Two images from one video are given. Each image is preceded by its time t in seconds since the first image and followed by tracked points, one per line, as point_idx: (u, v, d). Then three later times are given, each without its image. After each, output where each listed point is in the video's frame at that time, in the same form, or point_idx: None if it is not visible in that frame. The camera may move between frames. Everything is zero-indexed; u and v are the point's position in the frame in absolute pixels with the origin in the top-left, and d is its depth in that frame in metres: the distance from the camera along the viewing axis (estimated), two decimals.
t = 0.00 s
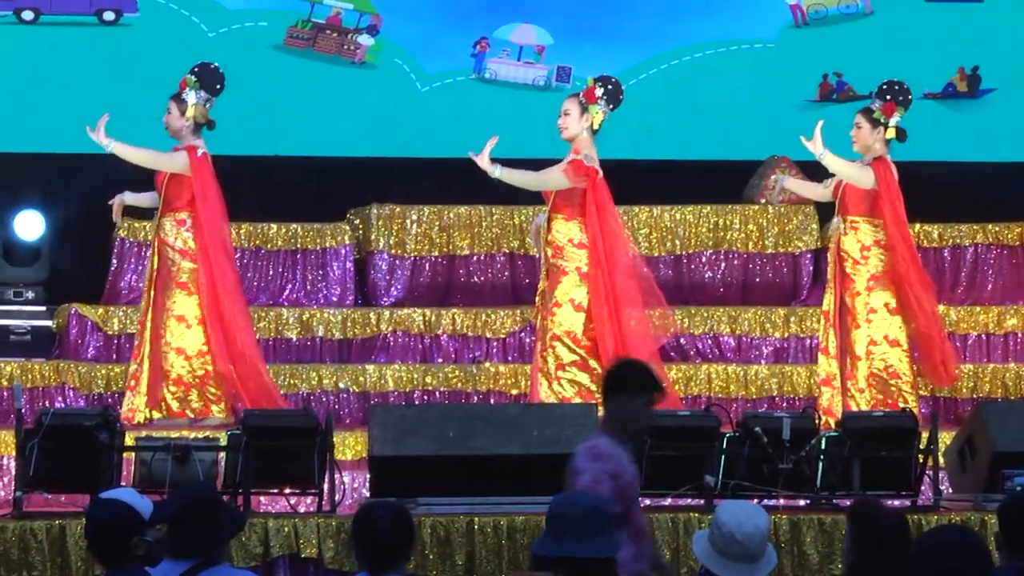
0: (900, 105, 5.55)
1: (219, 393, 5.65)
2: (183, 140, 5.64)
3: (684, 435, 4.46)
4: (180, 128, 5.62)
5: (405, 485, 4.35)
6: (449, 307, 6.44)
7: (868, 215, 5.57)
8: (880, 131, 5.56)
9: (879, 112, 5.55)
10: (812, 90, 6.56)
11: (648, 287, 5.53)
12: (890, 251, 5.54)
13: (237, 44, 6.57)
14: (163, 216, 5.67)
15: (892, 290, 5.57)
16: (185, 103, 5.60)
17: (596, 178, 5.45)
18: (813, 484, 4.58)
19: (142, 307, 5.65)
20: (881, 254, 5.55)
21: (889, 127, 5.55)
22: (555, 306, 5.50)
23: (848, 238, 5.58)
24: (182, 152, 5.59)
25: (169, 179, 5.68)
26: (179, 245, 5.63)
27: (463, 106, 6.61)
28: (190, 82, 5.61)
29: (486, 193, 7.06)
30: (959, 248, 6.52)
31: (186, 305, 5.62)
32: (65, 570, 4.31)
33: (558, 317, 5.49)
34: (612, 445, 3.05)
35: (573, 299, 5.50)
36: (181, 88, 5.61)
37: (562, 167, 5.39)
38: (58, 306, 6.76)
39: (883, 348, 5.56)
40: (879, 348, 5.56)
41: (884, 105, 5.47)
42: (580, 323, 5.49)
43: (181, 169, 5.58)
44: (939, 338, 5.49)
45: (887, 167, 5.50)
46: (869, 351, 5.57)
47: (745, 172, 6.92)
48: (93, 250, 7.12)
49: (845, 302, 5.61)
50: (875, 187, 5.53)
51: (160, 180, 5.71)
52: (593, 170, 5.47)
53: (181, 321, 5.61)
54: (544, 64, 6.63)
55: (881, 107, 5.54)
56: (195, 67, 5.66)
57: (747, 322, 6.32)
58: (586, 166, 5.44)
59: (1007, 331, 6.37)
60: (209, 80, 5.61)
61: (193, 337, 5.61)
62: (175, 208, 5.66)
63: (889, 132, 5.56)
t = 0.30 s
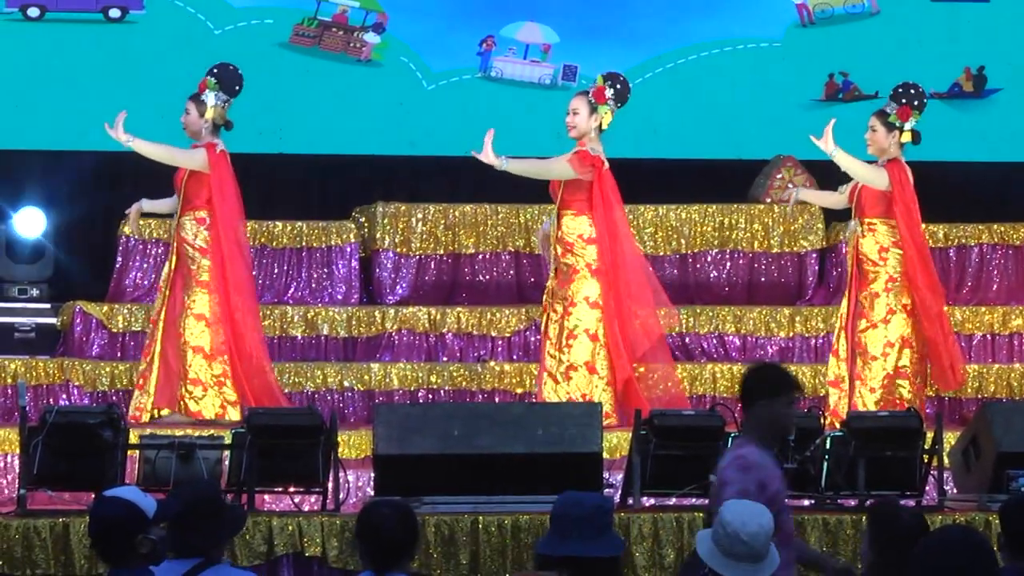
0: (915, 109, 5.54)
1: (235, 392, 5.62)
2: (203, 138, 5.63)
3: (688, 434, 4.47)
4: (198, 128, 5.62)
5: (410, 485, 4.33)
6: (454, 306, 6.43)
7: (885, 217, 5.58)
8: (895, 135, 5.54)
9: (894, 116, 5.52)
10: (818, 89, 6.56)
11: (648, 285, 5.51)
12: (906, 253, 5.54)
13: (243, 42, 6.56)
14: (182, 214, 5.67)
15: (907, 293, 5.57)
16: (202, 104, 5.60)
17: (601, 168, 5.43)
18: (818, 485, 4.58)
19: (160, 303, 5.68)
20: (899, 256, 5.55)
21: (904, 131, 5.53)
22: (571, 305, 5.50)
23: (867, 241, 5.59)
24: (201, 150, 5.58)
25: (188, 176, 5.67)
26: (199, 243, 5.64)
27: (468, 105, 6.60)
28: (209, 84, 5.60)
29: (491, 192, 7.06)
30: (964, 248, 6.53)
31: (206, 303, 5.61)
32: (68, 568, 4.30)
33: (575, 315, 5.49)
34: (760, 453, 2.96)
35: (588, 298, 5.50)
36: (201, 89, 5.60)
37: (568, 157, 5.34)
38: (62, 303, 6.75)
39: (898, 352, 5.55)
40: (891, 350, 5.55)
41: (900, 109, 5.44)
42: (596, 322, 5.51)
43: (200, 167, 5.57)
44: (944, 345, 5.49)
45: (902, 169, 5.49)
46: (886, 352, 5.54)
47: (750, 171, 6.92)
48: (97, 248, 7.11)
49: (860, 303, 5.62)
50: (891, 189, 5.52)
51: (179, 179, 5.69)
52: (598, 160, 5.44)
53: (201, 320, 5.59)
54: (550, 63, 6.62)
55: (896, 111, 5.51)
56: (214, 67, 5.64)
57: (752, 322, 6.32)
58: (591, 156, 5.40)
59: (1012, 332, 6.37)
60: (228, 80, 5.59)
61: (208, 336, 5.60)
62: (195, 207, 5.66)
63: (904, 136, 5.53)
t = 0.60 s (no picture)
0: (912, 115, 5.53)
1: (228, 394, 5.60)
2: (204, 142, 5.65)
3: (679, 436, 4.47)
4: (200, 133, 5.63)
5: (400, 486, 4.34)
6: (446, 307, 6.43)
7: (880, 221, 5.58)
8: (892, 141, 5.57)
9: (890, 122, 5.52)
10: (810, 93, 6.55)
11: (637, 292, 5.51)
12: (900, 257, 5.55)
13: (236, 42, 6.56)
14: (181, 216, 5.69)
15: (901, 298, 5.58)
16: (205, 108, 5.60)
17: (595, 170, 5.45)
18: (807, 488, 4.56)
19: (157, 306, 5.68)
20: (893, 260, 5.57)
21: (900, 137, 5.55)
22: (564, 309, 5.50)
23: (862, 245, 5.59)
24: (201, 154, 5.58)
25: (187, 180, 5.69)
26: (196, 246, 5.65)
27: (461, 106, 6.61)
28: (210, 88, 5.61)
29: (483, 194, 7.06)
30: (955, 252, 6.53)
31: (201, 306, 5.63)
32: (57, 568, 4.26)
33: (567, 320, 5.49)
34: (879, 453, 3.27)
35: (579, 300, 5.50)
36: (202, 94, 5.60)
37: (562, 158, 5.38)
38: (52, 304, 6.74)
39: (891, 355, 5.56)
40: (884, 353, 5.56)
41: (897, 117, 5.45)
42: (586, 325, 5.49)
43: (200, 171, 5.57)
44: (942, 342, 5.51)
45: (898, 174, 5.54)
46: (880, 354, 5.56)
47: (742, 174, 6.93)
48: (88, 249, 7.11)
49: (853, 307, 5.63)
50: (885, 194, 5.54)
51: (179, 182, 5.71)
52: (592, 161, 5.46)
53: (195, 322, 5.61)
54: (542, 65, 6.61)
55: (893, 118, 5.52)
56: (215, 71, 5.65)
57: (742, 324, 6.32)
58: (585, 156, 5.44)
59: (1003, 335, 6.38)
60: (229, 84, 5.62)
61: (201, 338, 5.61)
62: (193, 209, 5.68)
63: (900, 141, 5.56)
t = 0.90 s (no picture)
0: (898, 119, 5.57)
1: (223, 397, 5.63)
2: (192, 142, 5.66)
3: (670, 444, 4.48)
4: (191, 132, 5.63)
5: (393, 493, 4.37)
6: (438, 315, 6.45)
7: (864, 227, 5.60)
8: (876, 144, 5.58)
9: (875, 125, 5.56)
10: (802, 101, 6.59)
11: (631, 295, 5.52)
12: (885, 262, 5.56)
13: (230, 49, 6.58)
14: (171, 218, 5.70)
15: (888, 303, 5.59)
16: (197, 107, 5.61)
17: (584, 175, 5.45)
18: (799, 496, 4.60)
19: (151, 308, 5.69)
20: (877, 266, 5.58)
21: (886, 141, 5.57)
22: (553, 315, 5.53)
23: (845, 250, 5.61)
24: (191, 155, 5.61)
25: (178, 181, 5.70)
26: (186, 248, 5.66)
27: (454, 114, 6.63)
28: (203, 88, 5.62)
29: (476, 201, 7.10)
30: (946, 261, 6.55)
31: (195, 308, 5.63)
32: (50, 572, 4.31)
33: (558, 327, 5.52)
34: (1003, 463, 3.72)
35: (569, 307, 5.53)
36: (194, 92, 5.61)
37: (550, 163, 5.39)
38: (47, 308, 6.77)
39: (879, 362, 5.58)
40: (871, 361, 5.59)
41: (882, 119, 5.49)
42: (577, 331, 5.53)
43: (190, 171, 5.60)
44: (936, 350, 5.49)
45: (882, 179, 5.55)
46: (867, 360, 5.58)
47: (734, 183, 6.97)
48: (82, 254, 7.13)
49: (842, 314, 5.64)
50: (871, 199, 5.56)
51: (168, 183, 5.72)
52: (581, 166, 5.46)
53: (188, 324, 5.61)
54: (536, 73, 6.64)
55: (877, 121, 5.56)
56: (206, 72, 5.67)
57: (734, 333, 6.35)
58: (573, 161, 5.44)
59: (994, 345, 6.41)
60: (221, 85, 5.64)
61: (194, 340, 5.62)
62: (183, 211, 5.69)
63: (884, 145, 5.57)
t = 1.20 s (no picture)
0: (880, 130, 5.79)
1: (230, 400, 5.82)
2: (194, 156, 5.81)
3: (668, 445, 4.66)
4: (192, 143, 5.78)
5: (400, 490, 4.54)
6: (444, 318, 6.64)
7: (847, 237, 5.79)
8: (861, 154, 5.78)
9: (860, 135, 5.76)
10: (797, 112, 6.77)
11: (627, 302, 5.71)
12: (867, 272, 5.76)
13: (241, 60, 6.76)
14: (173, 228, 5.86)
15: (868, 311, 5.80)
16: (198, 118, 5.77)
17: (584, 196, 5.65)
18: (794, 494, 4.79)
19: (157, 313, 5.86)
20: (859, 275, 5.77)
21: (869, 151, 5.78)
22: (545, 320, 5.73)
23: (828, 259, 5.81)
24: (191, 168, 5.75)
25: (180, 193, 5.86)
26: (187, 258, 5.83)
27: (459, 123, 6.81)
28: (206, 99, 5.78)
29: (480, 207, 7.29)
30: (938, 267, 6.72)
31: (193, 316, 5.82)
32: (67, 567, 4.48)
33: (545, 332, 5.72)
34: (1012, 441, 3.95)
35: (561, 314, 5.73)
36: (196, 103, 5.77)
37: (551, 183, 5.57)
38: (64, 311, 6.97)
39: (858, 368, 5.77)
40: (850, 367, 5.77)
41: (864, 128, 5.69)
42: (566, 338, 5.72)
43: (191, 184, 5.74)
44: (918, 356, 5.66)
45: (868, 192, 5.73)
46: (843, 367, 5.77)
47: (733, 190, 7.14)
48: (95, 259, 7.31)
49: (823, 321, 5.85)
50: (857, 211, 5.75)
51: (172, 194, 5.89)
52: (581, 187, 5.66)
53: (189, 332, 5.80)
54: (538, 84, 6.81)
55: (861, 131, 5.77)
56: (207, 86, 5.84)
57: (731, 336, 6.53)
58: (574, 183, 5.63)
59: (984, 348, 6.59)
60: (221, 98, 5.79)
61: (195, 348, 5.81)
62: (185, 221, 5.85)
63: (869, 155, 5.78)
